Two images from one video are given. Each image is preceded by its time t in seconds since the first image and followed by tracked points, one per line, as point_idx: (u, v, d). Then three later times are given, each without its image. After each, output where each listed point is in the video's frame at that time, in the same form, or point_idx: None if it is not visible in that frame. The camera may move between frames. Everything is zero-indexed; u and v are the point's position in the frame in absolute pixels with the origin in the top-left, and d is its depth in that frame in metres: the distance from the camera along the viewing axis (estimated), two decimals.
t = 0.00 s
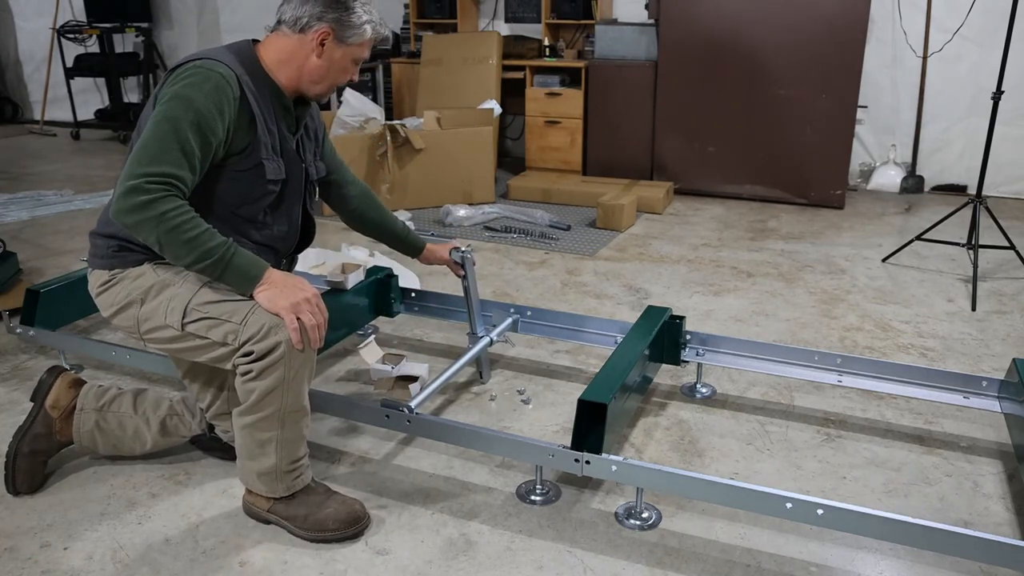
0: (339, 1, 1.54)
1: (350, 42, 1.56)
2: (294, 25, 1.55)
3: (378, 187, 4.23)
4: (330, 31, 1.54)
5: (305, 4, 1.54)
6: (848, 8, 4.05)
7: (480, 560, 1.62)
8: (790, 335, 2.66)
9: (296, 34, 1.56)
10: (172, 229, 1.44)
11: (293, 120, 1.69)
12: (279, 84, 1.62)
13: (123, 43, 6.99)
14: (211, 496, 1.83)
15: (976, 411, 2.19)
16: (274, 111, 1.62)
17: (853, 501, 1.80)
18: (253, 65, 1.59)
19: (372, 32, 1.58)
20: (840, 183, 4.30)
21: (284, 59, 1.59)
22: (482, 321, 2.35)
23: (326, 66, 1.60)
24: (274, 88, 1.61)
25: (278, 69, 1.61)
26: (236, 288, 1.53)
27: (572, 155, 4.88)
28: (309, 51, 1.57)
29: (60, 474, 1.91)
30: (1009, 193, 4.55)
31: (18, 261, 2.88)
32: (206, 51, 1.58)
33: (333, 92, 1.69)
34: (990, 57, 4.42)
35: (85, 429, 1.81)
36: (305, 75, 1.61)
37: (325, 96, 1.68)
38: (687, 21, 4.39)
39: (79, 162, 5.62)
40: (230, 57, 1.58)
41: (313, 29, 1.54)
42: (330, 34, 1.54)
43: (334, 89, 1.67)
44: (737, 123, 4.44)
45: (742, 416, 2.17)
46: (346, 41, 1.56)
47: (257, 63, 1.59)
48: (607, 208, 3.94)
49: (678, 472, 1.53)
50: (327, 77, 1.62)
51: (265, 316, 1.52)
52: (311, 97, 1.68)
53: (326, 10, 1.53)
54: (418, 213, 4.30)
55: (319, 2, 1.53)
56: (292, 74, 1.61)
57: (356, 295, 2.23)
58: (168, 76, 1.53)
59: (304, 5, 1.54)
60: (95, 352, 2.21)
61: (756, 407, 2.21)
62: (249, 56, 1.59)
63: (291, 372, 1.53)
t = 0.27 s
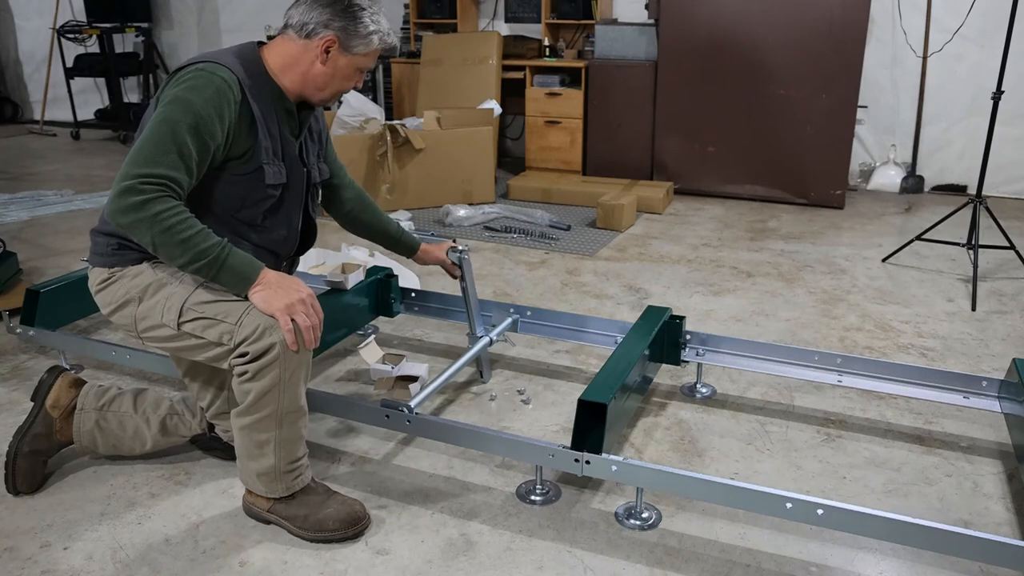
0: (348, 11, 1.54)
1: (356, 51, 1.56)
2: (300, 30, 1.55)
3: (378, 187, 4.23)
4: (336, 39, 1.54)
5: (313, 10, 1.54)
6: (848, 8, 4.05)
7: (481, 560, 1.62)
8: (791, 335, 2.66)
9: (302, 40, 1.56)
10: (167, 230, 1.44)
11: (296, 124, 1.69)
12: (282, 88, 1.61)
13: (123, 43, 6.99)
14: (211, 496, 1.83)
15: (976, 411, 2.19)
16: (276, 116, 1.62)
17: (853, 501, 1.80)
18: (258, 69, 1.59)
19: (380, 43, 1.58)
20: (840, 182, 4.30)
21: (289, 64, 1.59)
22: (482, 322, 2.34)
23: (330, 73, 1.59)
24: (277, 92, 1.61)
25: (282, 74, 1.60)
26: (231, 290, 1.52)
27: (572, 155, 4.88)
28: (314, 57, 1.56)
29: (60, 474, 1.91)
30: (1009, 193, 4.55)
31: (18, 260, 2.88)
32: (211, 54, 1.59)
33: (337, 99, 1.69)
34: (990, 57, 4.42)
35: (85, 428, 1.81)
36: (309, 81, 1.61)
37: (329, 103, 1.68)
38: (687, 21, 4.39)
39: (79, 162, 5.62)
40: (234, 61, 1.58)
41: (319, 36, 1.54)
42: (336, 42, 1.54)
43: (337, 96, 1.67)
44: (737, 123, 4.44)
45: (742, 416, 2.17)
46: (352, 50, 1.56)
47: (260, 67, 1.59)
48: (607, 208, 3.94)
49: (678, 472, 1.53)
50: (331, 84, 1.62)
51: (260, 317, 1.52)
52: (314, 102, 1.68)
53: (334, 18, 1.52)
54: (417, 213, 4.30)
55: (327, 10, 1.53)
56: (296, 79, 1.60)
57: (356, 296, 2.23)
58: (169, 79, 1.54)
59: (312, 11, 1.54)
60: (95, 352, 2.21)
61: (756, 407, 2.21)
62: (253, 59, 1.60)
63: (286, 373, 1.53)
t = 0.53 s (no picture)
0: (345, 11, 1.53)
1: (352, 52, 1.55)
2: (297, 28, 1.54)
3: (378, 187, 4.23)
4: (331, 39, 1.53)
5: (311, 8, 1.53)
6: (848, 8, 4.05)
7: (481, 560, 1.62)
8: (791, 335, 2.66)
9: (298, 37, 1.55)
10: (166, 235, 1.44)
11: (297, 125, 1.69)
12: (278, 86, 1.61)
13: (123, 43, 6.99)
14: (211, 496, 1.83)
15: (976, 411, 2.19)
16: (276, 117, 1.62)
17: (853, 501, 1.80)
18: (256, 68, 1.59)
19: (377, 45, 1.56)
20: (840, 182, 4.30)
21: (285, 61, 1.59)
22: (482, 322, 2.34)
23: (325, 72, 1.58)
24: (274, 91, 1.61)
25: (278, 71, 1.60)
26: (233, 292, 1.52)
27: (572, 155, 4.88)
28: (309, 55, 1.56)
29: (60, 474, 1.91)
30: (1009, 193, 4.55)
31: (18, 260, 2.88)
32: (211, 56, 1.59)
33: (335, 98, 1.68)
34: (989, 57, 4.42)
35: (85, 428, 1.81)
36: (304, 79, 1.60)
37: (326, 101, 1.67)
38: (687, 21, 4.39)
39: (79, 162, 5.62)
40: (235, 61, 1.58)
41: (314, 34, 1.53)
42: (330, 41, 1.53)
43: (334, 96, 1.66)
44: (737, 123, 4.44)
45: (742, 416, 2.17)
46: (347, 51, 1.54)
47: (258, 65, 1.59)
48: (607, 208, 3.94)
49: (678, 472, 1.53)
50: (326, 83, 1.61)
51: (262, 316, 1.52)
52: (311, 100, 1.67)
53: (330, 17, 1.51)
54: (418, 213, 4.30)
55: (323, 8, 1.52)
56: (292, 77, 1.60)
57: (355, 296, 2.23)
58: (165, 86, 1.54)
59: (309, 9, 1.53)
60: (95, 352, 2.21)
61: (756, 407, 2.21)
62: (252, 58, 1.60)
63: (288, 373, 1.53)
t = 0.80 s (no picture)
0: (351, 13, 1.54)
1: (354, 53, 1.55)
2: (303, 25, 1.56)
3: (378, 187, 4.23)
4: (335, 38, 1.54)
5: (318, 7, 1.55)
6: (849, 8, 4.05)
7: (481, 560, 1.62)
8: (790, 335, 2.66)
9: (303, 35, 1.56)
10: (174, 232, 1.43)
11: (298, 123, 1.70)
12: (277, 83, 1.61)
13: (123, 43, 6.99)
14: (211, 496, 1.83)
15: (976, 411, 2.19)
16: (279, 114, 1.62)
17: (853, 501, 1.80)
18: (259, 64, 1.59)
19: (379, 51, 1.57)
20: (840, 183, 4.30)
21: (287, 58, 1.59)
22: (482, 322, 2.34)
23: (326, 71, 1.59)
24: (275, 88, 1.61)
25: (279, 67, 1.60)
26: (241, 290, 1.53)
27: (572, 155, 4.88)
28: (312, 53, 1.56)
29: (59, 473, 1.91)
30: (1009, 193, 4.55)
31: (18, 261, 2.88)
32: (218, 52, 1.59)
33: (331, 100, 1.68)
34: (989, 57, 4.42)
35: (85, 428, 1.81)
36: (304, 78, 1.60)
37: (322, 102, 1.67)
38: (688, 21, 4.39)
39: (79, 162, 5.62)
40: (240, 58, 1.58)
41: (319, 32, 1.54)
42: (333, 40, 1.54)
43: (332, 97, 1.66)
44: (737, 123, 4.44)
45: (742, 416, 2.17)
46: (350, 52, 1.55)
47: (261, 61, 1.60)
48: (608, 208, 3.94)
49: (678, 472, 1.53)
50: (325, 83, 1.61)
51: (267, 318, 1.52)
52: (306, 101, 1.67)
53: (336, 17, 1.53)
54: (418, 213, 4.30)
55: (330, 8, 1.54)
56: (293, 74, 1.60)
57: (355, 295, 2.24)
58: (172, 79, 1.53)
59: (315, 8, 1.55)
60: (95, 352, 2.21)
61: (756, 407, 2.21)
62: (256, 55, 1.60)
63: (291, 374, 1.53)
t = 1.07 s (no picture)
0: (335, 11, 1.69)
1: (347, 42, 1.68)
2: (296, 24, 1.66)
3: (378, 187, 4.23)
4: (327, 29, 1.66)
5: (305, 9, 1.67)
6: (849, 8, 4.05)
7: (481, 560, 1.62)
8: (790, 335, 2.66)
9: (297, 32, 1.65)
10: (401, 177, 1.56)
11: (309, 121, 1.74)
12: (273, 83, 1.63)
13: (123, 43, 6.99)
14: (211, 496, 1.83)
15: (976, 411, 2.19)
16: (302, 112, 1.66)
17: (853, 501, 1.80)
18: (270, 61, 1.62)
19: (360, 44, 1.72)
20: (840, 183, 4.30)
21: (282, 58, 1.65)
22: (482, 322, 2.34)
23: (319, 64, 1.67)
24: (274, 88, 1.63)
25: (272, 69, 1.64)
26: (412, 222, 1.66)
27: (572, 155, 4.88)
28: (307, 46, 1.65)
29: (43, 484, 1.87)
30: (1009, 193, 4.55)
31: (18, 260, 2.88)
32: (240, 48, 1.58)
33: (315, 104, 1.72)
34: (989, 58, 4.42)
35: (63, 437, 1.76)
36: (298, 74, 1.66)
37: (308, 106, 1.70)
38: (688, 21, 4.39)
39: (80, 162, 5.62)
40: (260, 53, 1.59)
41: (312, 24, 1.65)
42: (328, 31, 1.66)
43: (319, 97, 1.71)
44: (738, 123, 4.44)
45: (742, 416, 2.17)
46: (340, 41, 1.67)
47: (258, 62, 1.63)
48: (608, 208, 3.94)
49: (678, 472, 1.53)
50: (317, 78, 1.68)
51: (332, 306, 1.57)
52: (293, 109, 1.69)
53: (326, 13, 1.66)
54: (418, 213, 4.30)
55: (317, 7, 1.67)
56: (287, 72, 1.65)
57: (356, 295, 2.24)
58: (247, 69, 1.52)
59: (303, 10, 1.67)
60: (94, 352, 2.20)
61: (757, 407, 2.21)
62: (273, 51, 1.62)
63: (343, 361, 1.61)
